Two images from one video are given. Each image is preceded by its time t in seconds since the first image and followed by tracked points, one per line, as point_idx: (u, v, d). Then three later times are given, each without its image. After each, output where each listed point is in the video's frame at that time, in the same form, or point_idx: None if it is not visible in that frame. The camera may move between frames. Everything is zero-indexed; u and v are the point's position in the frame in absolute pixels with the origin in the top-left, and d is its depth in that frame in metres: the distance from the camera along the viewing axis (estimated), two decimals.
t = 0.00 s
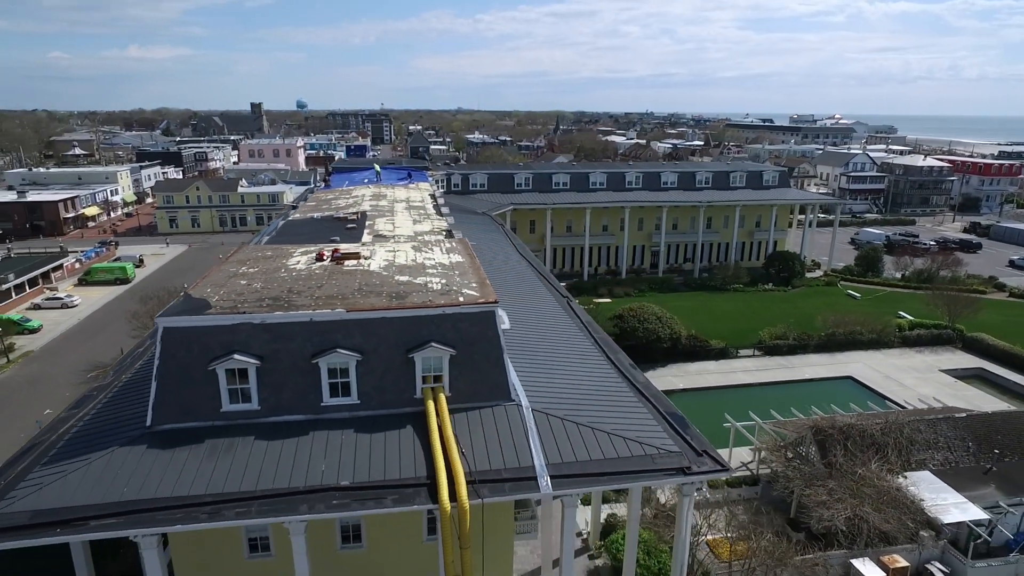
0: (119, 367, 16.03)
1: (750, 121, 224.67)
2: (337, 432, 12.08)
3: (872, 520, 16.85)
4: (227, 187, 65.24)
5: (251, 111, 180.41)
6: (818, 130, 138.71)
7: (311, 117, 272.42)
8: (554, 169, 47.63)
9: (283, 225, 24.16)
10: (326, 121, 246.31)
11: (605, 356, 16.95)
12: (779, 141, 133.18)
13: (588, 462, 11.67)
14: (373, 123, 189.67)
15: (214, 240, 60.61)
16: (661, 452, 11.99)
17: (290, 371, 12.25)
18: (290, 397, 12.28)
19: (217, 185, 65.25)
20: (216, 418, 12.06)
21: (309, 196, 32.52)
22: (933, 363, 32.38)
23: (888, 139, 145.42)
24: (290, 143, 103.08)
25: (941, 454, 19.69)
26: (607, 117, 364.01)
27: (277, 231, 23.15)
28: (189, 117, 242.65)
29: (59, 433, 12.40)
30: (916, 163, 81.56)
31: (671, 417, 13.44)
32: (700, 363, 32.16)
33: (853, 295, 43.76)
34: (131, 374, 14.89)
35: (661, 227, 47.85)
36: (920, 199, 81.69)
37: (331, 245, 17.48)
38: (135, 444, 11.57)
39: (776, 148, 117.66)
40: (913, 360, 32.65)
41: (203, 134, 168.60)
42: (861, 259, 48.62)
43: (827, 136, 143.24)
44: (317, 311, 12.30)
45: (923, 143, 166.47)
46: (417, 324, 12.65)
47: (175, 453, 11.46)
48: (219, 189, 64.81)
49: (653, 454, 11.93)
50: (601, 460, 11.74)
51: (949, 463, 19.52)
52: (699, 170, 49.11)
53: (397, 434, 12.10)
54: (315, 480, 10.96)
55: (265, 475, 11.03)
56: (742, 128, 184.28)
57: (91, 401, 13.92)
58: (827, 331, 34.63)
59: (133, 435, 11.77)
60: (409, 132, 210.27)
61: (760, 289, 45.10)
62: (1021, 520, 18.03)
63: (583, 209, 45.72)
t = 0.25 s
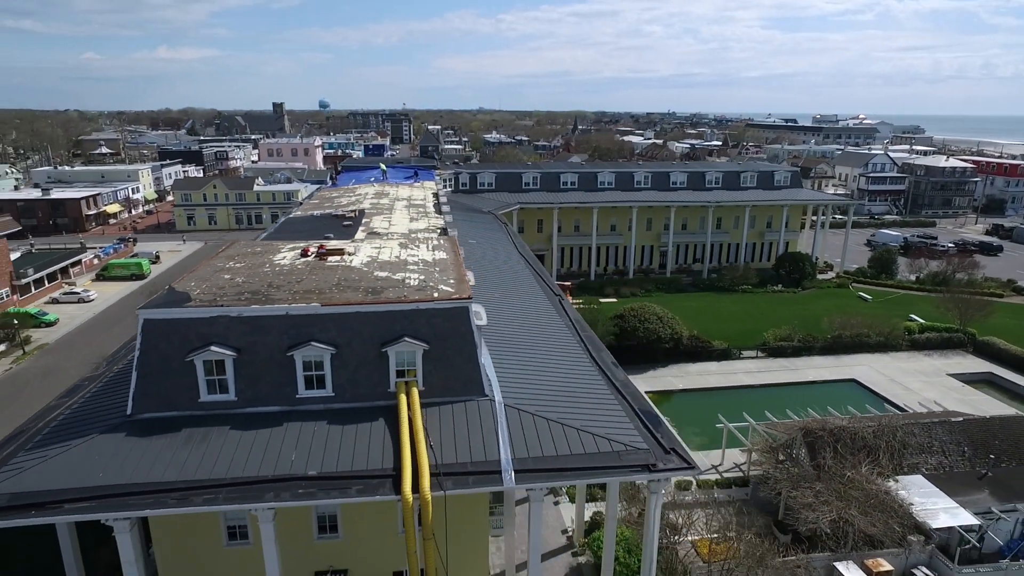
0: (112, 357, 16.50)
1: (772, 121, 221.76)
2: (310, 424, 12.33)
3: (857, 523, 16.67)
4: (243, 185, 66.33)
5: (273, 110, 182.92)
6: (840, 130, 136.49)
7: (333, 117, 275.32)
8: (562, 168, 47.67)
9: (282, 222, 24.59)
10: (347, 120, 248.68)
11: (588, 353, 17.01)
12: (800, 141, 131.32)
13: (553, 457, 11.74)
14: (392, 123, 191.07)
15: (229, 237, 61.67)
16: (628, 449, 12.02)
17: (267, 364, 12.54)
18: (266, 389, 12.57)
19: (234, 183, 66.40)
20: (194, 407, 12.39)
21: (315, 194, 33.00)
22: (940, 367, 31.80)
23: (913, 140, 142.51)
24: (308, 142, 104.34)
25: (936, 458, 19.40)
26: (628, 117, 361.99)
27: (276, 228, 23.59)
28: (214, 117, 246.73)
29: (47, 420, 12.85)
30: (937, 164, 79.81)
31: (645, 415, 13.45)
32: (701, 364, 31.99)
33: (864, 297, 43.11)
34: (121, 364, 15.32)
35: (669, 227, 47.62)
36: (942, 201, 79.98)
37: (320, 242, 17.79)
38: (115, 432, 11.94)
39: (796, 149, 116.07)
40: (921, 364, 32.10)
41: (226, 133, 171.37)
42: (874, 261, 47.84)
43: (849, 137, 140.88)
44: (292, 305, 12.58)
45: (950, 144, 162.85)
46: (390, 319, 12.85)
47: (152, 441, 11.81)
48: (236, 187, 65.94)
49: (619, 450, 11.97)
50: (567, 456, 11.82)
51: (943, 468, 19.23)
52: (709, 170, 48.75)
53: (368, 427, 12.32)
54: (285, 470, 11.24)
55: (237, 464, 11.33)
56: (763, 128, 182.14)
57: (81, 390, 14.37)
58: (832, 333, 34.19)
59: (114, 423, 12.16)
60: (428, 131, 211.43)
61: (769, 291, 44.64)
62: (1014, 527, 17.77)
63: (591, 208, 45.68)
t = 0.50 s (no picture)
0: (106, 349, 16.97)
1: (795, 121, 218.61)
2: (284, 415, 12.61)
3: (841, 526, 16.49)
4: (259, 183, 67.34)
5: (294, 111, 185.18)
6: (862, 131, 134.21)
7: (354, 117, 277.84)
8: (570, 168, 47.66)
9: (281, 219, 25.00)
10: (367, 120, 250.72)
11: (570, 351, 17.10)
12: (821, 142, 129.31)
13: (519, 452, 11.86)
14: (412, 122, 192.27)
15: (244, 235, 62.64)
16: (594, 445, 12.11)
17: (244, 356, 12.85)
18: (243, 381, 12.88)
19: (250, 181, 67.45)
20: (173, 398, 12.74)
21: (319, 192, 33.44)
22: (948, 371, 31.20)
23: (939, 140, 139.51)
24: (326, 142, 105.44)
25: (928, 463, 19.11)
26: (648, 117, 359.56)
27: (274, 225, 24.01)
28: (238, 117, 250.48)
29: (34, 409, 13.31)
30: (960, 165, 78.05)
31: (616, 412, 13.51)
32: (702, 365, 31.81)
33: (875, 300, 42.44)
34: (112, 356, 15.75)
35: (678, 228, 47.36)
36: (965, 202, 78.21)
37: (309, 238, 18.10)
38: (95, 420, 12.33)
39: (817, 149, 114.30)
40: (927, 367, 31.54)
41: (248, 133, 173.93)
42: (887, 263, 47.04)
43: (873, 137, 138.31)
44: (269, 299, 12.87)
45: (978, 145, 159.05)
46: (365, 314, 13.09)
47: (130, 429, 12.18)
48: (252, 185, 66.98)
49: (585, 446, 12.06)
50: (532, 451, 11.92)
51: (936, 472, 18.95)
52: (719, 170, 48.40)
53: (340, 419, 12.56)
54: (254, 459, 11.52)
55: (209, 452, 11.64)
56: (784, 129, 179.80)
57: (71, 380, 14.82)
58: (838, 335, 33.76)
59: (95, 411, 12.56)
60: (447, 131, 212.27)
61: (778, 292, 44.18)
62: (1006, 533, 17.53)
63: (597, 208, 45.61)
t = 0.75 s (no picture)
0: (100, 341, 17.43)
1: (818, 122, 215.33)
2: (258, 406, 12.89)
3: (823, 529, 16.33)
4: (274, 182, 68.34)
5: (315, 111, 187.35)
6: (886, 131, 131.74)
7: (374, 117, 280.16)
8: (577, 168, 47.65)
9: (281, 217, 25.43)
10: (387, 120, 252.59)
11: (551, 349, 17.21)
12: (842, 143, 127.17)
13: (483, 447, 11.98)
14: (430, 122, 193.31)
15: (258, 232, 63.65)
16: (559, 441, 12.19)
17: (221, 348, 13.17)
18: (220, 372, 13.19)
19: (265, 180, 68.47)
20: (153, 388, 13.11)
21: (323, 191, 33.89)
22: (955, 376, 30.61)
23: (965, 141, 136.40)
24: (343, 142, 106.50)
25: (918, 467, 18.82)
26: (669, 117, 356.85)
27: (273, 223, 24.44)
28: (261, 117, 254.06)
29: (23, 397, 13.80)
30: (983, 166, 76.23)
31: (587, 410, 13.58)
32: (702, 366, 31.63)
33: (885, 302, 41.74)
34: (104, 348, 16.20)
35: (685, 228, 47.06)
36: (988, 205, 76.37)
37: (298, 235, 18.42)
38: (77, 408, 12.74)
39: (837, 150, 112.41)
40: (933, 371, 30.98)
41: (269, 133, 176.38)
42: (900, 266, 46.23)
43: (896, 138, 135.67)
44: (247, 293, 13.18)
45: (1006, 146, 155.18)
46: (339, 309, 13.34)
47: (108, 418, 12.55)
48: (267, 184, 68.01)
49: (550, 443, 12.15)
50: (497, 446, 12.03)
51: (926, 477, 18.64)
52: (728, 170, 47.99)
53: (312, 411, 12.80)
54: (224, 448, 11.81)
55: (181, 441, 11.96)
56: (806, 129, 177.27)
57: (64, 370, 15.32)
58: (842, 338, 33.31)
59: (78, 400, 12.99)
60: (465, 131, 212.98)
61: (786, 294, 43.68)
62: (995, 540, 17.09)
63: (604, 207, 45.55)
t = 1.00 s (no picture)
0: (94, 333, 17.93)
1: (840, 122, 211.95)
2: (233, 398, 13.22)
3: (801, 531, 16.23)
4: (288, 181, 69.27)
5: (334, 110, 189.19)
6: (908, 132, 129.21)
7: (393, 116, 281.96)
8: (584, 167, 47.61)
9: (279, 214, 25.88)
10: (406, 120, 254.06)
11: (531, 346, 17.37)
12: (863, 143, 124.96)
13: (448, 440, 12.17)
14: (448, 122, 194.01)
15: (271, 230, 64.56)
16: (524, 436, 12.34)
17: (199, 341, 13.52)
18: (198, 364, 13.55)
19: (279, 179, 69.44)
20: (133, 379, 13.51)
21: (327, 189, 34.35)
22: (959, 380, 30.08)
23: (991, 142, 133.25)
24: (359, 141, 107.41)
25: (905, 471, 18.59)
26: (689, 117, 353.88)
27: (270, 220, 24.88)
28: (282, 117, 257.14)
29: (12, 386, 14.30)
30: (1006, 167, 74.42)
31: (557, 407, 13.72)
32: (700, 367, 31.48)
33: (894, 305, 41.09)
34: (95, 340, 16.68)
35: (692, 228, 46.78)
36: (1011, 207, 74.58)
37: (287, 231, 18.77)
38: (60, 397, 13.18)
39: (858, 150, 110.52)
40: (937, 375, 30.48)
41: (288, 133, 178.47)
42: (912, 268, 45.48)
43: (919, 138, 132.96)
44: (224, 288, 13.52)
45: None
46: (314, 304, 13.62)
47: (89, 407, 12.97)
48: (281, 183, 68.96)
49: (515, 437, 12.30)
50: (461, 440, 12.21)
51: (913, 481, 18.42)
52: (737, 170, 47.60)
53: (285, 403, 13.10)
54: (196, 438, 12.14)
55: (156, 430, 12.33)
56: (828, 129, 174.68)
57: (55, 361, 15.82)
58: (845, 340, 32.91)
59: (62, 390, 13.43)
60: (483, 131, 213.39)
61: (793, 296, 43.19)
62: (981, 545, 16.88)
63: (609, 207, 45.46)
